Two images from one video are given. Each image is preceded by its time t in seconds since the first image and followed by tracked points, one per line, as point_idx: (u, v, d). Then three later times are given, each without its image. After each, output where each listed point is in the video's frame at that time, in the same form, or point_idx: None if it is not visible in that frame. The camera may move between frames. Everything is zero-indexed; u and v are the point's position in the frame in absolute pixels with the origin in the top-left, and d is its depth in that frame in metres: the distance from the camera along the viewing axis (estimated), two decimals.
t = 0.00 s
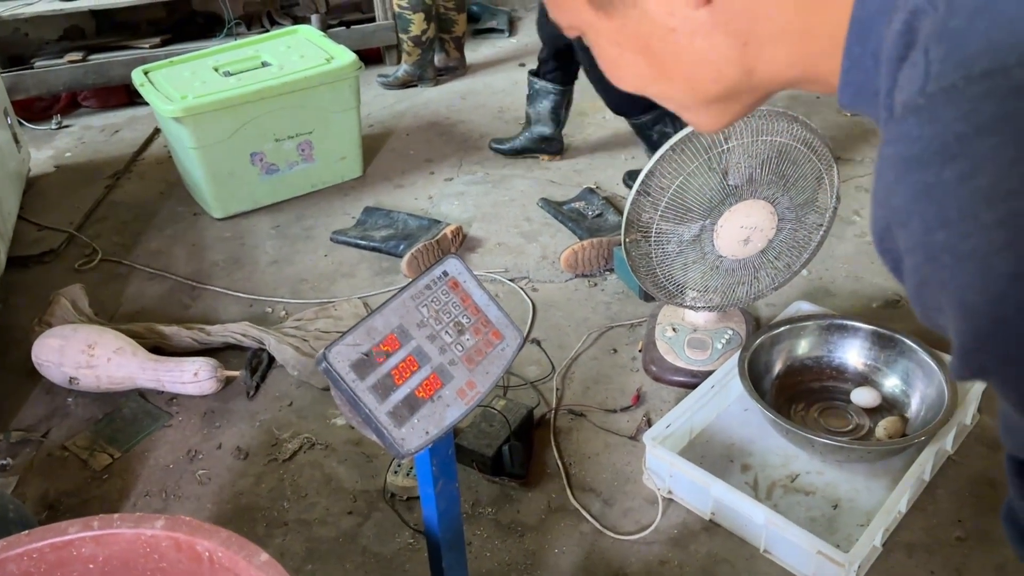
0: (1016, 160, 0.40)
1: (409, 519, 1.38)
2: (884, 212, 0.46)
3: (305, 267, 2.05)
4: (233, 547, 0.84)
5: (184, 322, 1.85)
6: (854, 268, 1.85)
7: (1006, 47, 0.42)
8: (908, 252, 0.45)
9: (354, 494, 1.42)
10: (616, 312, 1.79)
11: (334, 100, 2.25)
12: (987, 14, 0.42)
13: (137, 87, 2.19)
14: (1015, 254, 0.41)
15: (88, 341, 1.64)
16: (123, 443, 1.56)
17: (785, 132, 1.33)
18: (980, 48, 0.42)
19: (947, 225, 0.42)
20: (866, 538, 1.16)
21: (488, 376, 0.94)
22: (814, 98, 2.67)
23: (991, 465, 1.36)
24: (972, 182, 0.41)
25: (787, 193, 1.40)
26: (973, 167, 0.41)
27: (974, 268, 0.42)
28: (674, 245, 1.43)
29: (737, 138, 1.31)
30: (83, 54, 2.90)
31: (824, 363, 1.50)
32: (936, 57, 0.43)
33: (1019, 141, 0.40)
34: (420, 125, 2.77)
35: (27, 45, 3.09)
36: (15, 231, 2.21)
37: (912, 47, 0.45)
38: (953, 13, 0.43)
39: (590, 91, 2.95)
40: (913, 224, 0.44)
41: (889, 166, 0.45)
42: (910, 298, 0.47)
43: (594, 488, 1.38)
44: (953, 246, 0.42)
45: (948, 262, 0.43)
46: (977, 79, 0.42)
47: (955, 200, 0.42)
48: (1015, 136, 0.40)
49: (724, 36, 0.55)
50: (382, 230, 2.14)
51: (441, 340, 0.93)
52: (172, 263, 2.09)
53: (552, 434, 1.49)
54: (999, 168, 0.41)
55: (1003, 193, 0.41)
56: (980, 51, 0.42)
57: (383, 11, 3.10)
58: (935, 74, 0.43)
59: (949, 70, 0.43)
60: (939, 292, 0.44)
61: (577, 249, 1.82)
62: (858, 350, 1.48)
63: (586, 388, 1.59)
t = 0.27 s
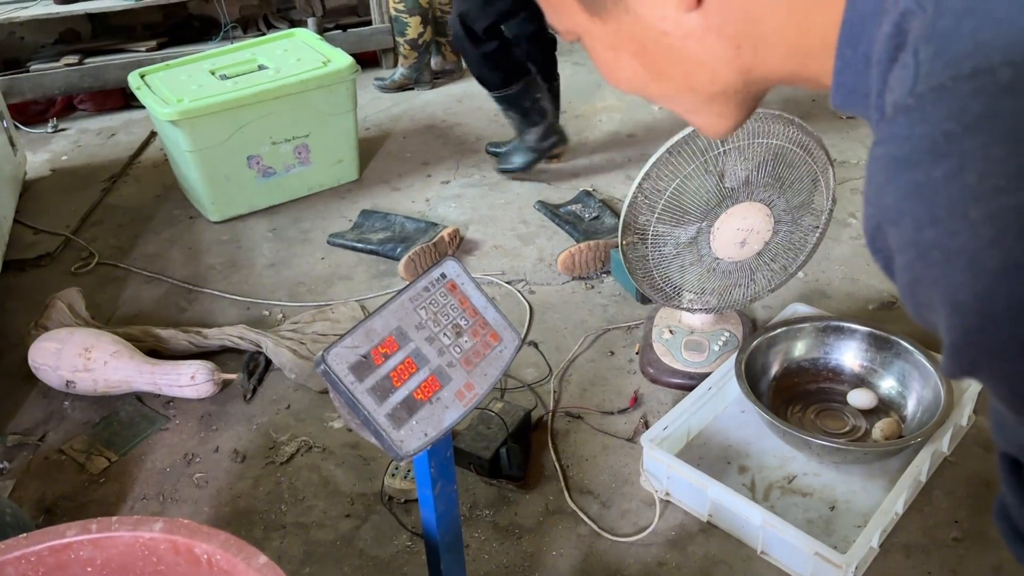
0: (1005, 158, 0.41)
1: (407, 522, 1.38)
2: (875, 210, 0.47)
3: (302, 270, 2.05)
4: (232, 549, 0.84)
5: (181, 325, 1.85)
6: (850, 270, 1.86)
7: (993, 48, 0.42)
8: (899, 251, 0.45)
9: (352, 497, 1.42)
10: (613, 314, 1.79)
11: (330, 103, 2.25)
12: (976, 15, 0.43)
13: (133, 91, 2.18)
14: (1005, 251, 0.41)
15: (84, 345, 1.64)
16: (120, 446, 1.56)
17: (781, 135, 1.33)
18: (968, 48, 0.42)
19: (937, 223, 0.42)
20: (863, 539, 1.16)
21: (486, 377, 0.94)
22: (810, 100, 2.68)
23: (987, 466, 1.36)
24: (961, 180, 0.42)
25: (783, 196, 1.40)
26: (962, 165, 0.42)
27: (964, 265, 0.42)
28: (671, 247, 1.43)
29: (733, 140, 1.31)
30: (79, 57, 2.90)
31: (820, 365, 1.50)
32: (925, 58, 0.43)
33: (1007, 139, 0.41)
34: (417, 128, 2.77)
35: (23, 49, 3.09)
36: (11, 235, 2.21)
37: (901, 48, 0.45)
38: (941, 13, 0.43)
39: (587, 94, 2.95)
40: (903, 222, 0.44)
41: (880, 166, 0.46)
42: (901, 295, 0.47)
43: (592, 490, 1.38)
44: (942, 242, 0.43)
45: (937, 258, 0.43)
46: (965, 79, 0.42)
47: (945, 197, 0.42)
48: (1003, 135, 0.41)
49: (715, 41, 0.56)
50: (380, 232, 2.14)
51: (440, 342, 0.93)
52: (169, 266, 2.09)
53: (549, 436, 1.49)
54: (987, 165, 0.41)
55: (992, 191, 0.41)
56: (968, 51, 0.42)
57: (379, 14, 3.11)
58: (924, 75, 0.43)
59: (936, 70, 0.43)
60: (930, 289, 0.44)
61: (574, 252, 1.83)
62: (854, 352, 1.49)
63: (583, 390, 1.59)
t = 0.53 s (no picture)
0: (997, 161, 0.42)
1: (405, 526, 1.38)
2: (870, 213, 0.48)
3: (299, 274, 2.05)
4: (232, 553, 0.84)
5: (178, 330, 1.85)
6: (847, 274, 1.86)
7: (984, 54, 0.43)
8: (894, 252, 0.46)
9: (350, 502, 1.42)
10: (611, 318, 1.79)
11: (328, 108, 2.25)
12: (967, 23, 0.44)
13: (131, 96, 2.18)
14: (998, 251, 0.42)
15: (82, 350, 1.64)
16: (118, 451, 1.55)
17: (778, 139, 1.34)
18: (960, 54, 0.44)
19: (931, 225, 0.44)
20: (861, 542, 1.16)
21: (486, 381, 0.94)
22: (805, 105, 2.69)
23: (984, 468, 1.37)
24: (955, 183, 0.43)
25: (780, 200, 1.41)
26: (955, 169, 0.43)
27: (959, 265, 0.43)
28: (669, 251, 1.44)
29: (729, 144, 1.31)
30: (76, 62, 2.90)
31: (818, 368, 1.51)
32: (919, 65, 0.45)
33: (998, 143, 0.42)
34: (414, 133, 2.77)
35: (19, 53, 3.09)
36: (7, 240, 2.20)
37: (896, 56, 0.47)
38: (934, 21, 0.45)
39: (583, 98, 2.96)
40: (898, 225, 0.45)
41: (875, 170, 0.47)
42: (897, 295, 0.48)
43: (591, 494, 1.38)
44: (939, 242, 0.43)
45: (933, 259, 0.44)
46: (957, 85, 0.43)
47: (940, 198, 0.43)
48: (995, 139, 0.42)
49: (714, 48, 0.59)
50: (377, 237, 2.14)
51: (440, 346, 0.93)
52: (166, 270, 2.08)
53: (547, 440, 1.49)
54: (979, 169, 0.42)
55: (985, 193, 0.42)
56: (961, 57, 0.43)
57: (376, 19, 3.11)
58: (917, 81, 0.45)
59: (930, 77, 0.44)
60: (925, 289, 0.45)
61: (571, 256, 1.83)
62: (852, 355, 1.49)
63: (581, 394, 1.59)
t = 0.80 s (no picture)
0: (981, 178, 0.41)
1: (404, 536, 1.37)
2: (862, 226, 0.48)
3: (296, 282, 2.05)
4: (231, 566, 0.84)
5: (175, 339, 1.85)
6: (843, 281, 1.87)
7: (970, 71, 0.42)
8: (886, 265, 0.47)
9: (348, 511, 1.42)
10: (608, 325, 1.80)
11: (325, 116, 2.26)
12: (953, 40, 0.43)
13: (127, 104, 2.18)
14: (985, 267, 0.42)
15: (78, 359, 1.63)
16: (115, 461, 1.55)
17: (774, 148, 1.35)
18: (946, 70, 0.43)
19: (920, 240, 0.44)
20: (858, 551, 1.16)
21: (485, 392, 0.94)
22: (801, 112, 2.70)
23: (981, 475, 1.37)
24: (942, 199, 0.43)
25: (776, 208, 1.41)
26: (942, 185, 0.42)
27: (947, 279, 0.43)
28: (666, 259, 1.44)
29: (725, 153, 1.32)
30: (71, 70, 2.90)
31: (815, 376, 1.51)
32: (906, 83, 0.44)
33: (983, 161, 0.41)
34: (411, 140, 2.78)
35: (15, 61, 3.09)
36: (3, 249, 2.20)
37: (884, 72, 0.46)
38: (920, 37, 0.44)
39: (579, 105, 2.97)
40: (890, 239, 0.45)
41: (865, 184, 0.47)
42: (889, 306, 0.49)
43: (589, 503, 1.38)
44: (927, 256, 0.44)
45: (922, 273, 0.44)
46: (943, 103, 0.42)
47: (928, 213, 0.43)
48: (979, 157, 0.41)
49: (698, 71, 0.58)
50: (374, 244, 2.14)
51: (438, 357, 0.93)
52: (163, 279, 2.08)
53: (545, 449, 1.49)
54: (964, 186, 0.42)
55: (971, 210, 0.42)
56: (948, 74, 0.43)
57: (372, 27, 3.12)
58: (904, 97, 0.44)
59: (918, 93, 0.43)
60: (915, 302, 0.45)
61: (568, 263, 1.83)
62: (849, 363, 1.50)
63: (579, 402, 1.59)
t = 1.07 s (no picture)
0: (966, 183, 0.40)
1: (403, 543, 1.37)
2: (849, 232, 0.46)
3: (294, 289, 2.05)
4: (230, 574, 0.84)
5: (173, 346, 1.85)
6: (840, 287, 1.87)
7: (955, 77, 0.42)
8: (873, 271, 0.45)
9: (347, 519, 1.42)
10: (606, 332, 1.80)
11: (323, 123, 2.26)
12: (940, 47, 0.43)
13: (125, 111, 2.19)
14: (973, 273, 0.40)
15: (75, 366, 1.63)
16: (113, 469, 1.54)
17: (772, 155, 1.35)
18: (931, 76, 0.42)
19: (906, 244, 0.42)
20: (858, 557, 1.17)
21: (485, 400, 0.94)
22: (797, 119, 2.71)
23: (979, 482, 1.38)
24: (927, 204, 0.41)
25: (774, 215, 1.42)
26: (927, 189, 0.41)
27: (935, 286, 0.41)
28: (664, 265, 1.44)
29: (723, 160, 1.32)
30: (69, 77, 2.90)
31: (813, 382, 1.51)
32: (894, 89, 0.44)
33: (968, 165, 0.41)
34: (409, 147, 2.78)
35: (12, 69, 3.09)
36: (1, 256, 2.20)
37: (874, 78, 0.46)
38: (908, 45, 0.44)
39: (577, 112, 2.98)
40: (875, 247, 0.44)
41: (854, 189, 0.45)
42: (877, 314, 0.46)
43: (588, 510, 1.38)
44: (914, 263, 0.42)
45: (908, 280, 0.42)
46: (928, 109, 0.42)
47: (915, 219, 0.42)
48: (964, 161, 0.41)
49: (695, 74, 0.59)
50: (372, 251, 2.14)
51: (439, 364, 0.93)
52: (160, 286, 2.08)
53: (544, 456, 1.49)
54: (950, 192, 0.41)
55: (958, 214, 0.41)
56: (933, 82, 0.42)
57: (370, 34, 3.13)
58: (891, 103, 0.44)
59: (904, 99, 0.43)
60: (901, 308, 0.44)
61: (567, 270, 1.83)
62: (847, 369, 1.50)
63: (577, 408, 1.59)
